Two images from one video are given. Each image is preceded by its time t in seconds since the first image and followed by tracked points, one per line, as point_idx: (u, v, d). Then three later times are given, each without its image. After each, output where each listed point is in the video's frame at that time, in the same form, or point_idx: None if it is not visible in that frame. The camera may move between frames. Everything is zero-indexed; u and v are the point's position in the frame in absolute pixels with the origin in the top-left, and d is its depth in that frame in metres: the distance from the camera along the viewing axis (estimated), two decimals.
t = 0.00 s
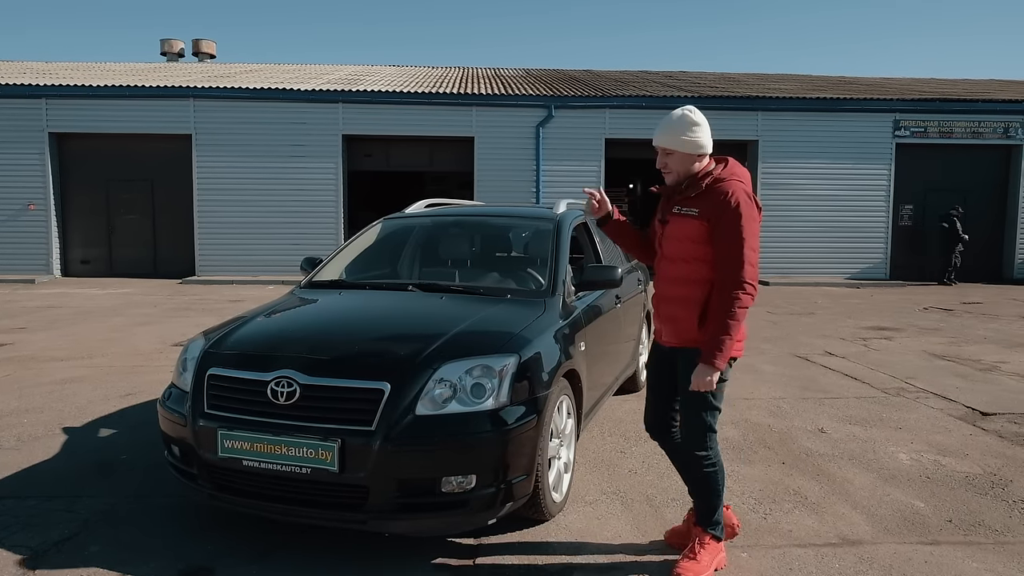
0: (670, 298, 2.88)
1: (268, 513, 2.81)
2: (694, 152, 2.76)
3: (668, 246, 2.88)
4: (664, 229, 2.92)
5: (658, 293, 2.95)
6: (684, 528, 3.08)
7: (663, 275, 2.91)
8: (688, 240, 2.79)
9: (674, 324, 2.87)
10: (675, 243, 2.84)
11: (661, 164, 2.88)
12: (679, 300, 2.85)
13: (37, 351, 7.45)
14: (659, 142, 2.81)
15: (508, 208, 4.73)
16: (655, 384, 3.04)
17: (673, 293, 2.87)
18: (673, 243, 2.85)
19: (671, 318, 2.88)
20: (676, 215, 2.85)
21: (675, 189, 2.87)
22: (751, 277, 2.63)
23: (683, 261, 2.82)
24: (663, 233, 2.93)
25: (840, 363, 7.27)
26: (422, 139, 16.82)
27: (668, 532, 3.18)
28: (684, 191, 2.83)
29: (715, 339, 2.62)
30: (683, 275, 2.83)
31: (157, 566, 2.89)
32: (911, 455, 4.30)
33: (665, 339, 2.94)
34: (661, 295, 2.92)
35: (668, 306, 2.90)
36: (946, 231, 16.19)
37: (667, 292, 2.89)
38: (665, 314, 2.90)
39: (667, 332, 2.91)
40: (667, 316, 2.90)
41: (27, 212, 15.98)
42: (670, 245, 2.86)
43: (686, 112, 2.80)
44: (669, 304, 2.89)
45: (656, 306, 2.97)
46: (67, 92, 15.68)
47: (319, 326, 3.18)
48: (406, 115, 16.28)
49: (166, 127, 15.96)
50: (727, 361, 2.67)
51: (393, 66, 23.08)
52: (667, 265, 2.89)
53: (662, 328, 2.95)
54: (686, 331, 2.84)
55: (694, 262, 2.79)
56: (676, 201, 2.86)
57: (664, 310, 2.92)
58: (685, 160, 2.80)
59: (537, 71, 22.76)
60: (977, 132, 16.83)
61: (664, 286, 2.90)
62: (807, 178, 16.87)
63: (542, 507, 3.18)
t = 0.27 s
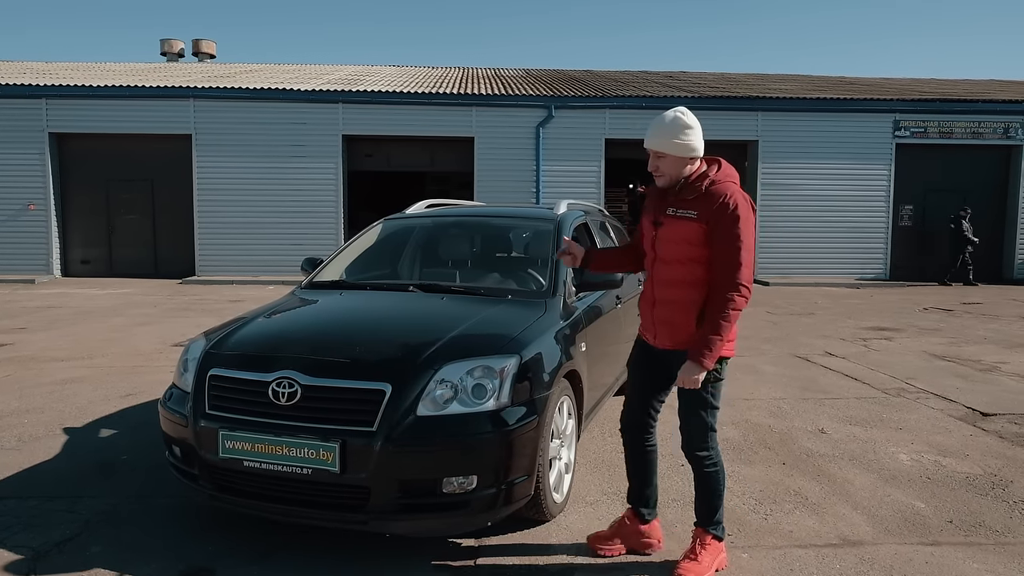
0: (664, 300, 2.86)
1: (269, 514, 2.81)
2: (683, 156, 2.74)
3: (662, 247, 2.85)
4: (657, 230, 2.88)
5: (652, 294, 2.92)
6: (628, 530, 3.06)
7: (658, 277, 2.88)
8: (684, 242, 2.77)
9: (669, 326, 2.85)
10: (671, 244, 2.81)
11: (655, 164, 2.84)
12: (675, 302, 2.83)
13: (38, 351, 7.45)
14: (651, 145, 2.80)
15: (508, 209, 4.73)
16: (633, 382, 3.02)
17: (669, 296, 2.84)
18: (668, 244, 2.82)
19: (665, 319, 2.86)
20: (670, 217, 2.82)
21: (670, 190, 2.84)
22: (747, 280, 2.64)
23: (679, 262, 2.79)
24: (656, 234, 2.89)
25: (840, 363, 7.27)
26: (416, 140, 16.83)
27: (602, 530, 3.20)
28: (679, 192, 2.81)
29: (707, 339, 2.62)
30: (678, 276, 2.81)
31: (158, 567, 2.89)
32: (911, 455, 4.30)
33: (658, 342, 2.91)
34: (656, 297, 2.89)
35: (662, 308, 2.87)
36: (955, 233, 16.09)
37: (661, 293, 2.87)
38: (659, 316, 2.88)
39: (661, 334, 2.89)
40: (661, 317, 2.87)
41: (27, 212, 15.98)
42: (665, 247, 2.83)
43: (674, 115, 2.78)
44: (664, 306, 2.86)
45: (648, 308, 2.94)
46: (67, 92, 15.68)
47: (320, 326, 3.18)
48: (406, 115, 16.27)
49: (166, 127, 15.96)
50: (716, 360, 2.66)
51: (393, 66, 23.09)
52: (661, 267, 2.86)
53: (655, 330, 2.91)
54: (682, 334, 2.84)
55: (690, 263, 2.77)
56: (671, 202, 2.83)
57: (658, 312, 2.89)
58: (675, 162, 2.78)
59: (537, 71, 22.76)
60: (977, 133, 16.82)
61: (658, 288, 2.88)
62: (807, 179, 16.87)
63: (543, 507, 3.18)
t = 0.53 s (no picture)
0: (651, 302, 2.80)
1: (272, 513, 2.81)
2: (656, 155, 2.71)
3: (647, 249, 2.80)
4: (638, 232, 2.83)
5: (635, 298, 2.85)
6: (596, 544, 2.93)
7: (643, 279, 2.82)
8: (669, 242, 2.74)
9: (657, 329, 2.78)
10: (656, 246, 2.77)
11: (633, 166, 2.80)
12: (663, 304, 2.77)
13: (39, 350, 7.45)
14: (624, 144, 2.76)
15: (509, 208, 4.73)
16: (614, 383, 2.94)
17: (656, 298, 2.79)
18: (654, 245, 2.77)
19: (653, 322, 2.79)
20: (652, 218, 2.78)
21: (649, 192, 2.81)
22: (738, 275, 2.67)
23: (665, 263, 2.76)
24: (637, 236, 2.84)
25: (842, 363, 7.26)
26: (421, 139, 16.82)
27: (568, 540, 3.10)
28: (660, 193, 2.78)
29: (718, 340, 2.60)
30: (666, 277, 2.77)
31: (161, 567, 2.88)
32: (913, 455, 4.30)
33: (644, 346, 2.83)
34: (642, 300, 2.82)
35: (650, 312, 2.80)
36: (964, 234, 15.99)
37: (647, 296, 2.81)
38: (647, 319, 2.81)
39: (649, 338, 2.81)
40: (648, 320, 2.80)
41: (28, 212, 15.98)
42: (650, 249, 2.79)
43: (648, 116, 2.75)
44: (652, 309, 2.80)
45: (632, 312, 2.86)
46: (67, 91, 15.68)
47: (322, 326, 3.18)
48: (406, 115, 16.27)
49: (167, 127, 15.96)
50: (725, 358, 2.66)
51: (394, 66, 23.09)
52: (647, 268, 2.81)
53: (641, 334, 2.83)
54: (674, 336, 2.77)
55: (677, 263, 2.74)
56: (651, 203, 2.80)
57: (643, 315, 2.83)
58: (649, 162, 2.75)
59: (537, 71, 22.76)
60: (978, 133, 16.81)
61: (645, 290, 2.82)
62: (807, 179, 16.87)
63: (546, 507, 3.17)
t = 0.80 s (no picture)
0: (630, 296, 2.77)
1: (275, 513, 2.80)
2: (631, 148, 2.69)
3: (623, 243, 2.76)
4: (613, 227, 2.78)
5: (612, 293, 2.81)
6: (599, 543, 2.91)
7: (620, 273, 2.78)
8: (647, 234, 2.71)
9: (638, 322, 2.76)
10: (634, 239, 2.73)
11: (606, 160, 2.74)
12: (643, 296, 2.75)
13: (40, 350, 7.44)
14: (596, 139, 2.70)
15: (511, 207, 4.72)
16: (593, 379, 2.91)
17: (634, 292, 2.76)
18: (631, 239, 2.74)
19: (633, 316, 2.76)
20: (628, 212, 2.75)
21: (623, 186, 2.77)
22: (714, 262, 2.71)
23: (644, 256, 2.73)
24: (612, 231, 2.79)
25: (844, 363, 7.25)
26: (427, 138, 16.78)
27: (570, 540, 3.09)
28: (633, 186, 2.75)
29: (699, 325, 2.65)
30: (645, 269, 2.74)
31: (161, 566, 2.87)
32: (916, 455, 4.29)
33: (624, 340, 2.79)
34: (620, 295, 2.78)
35: (629, 305, 2.77)
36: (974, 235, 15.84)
37: (626, 290, 2.77)
38: (626, 313, 2.77)
39: (630, 332, 2.78)
40: (628, 314, 2.77)
41: (28, 211, 15.96)
42: (627, 242, 2.75)
43: (615, 111, 2.72)
44: (632, 303, 2.76)
45: (609, 307, 2.82)
46: (68, 91, 15.68)
47: (324, 325, 3.16)
48: (407, 114, 16.26)
49: (167, 127, 15.96)
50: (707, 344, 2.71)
51: (394, 66, 23.08)
52: (625, 262, 2.76)
53: (620, 329, 2.80)
54: (655, 328, 2.75)
55: (655, 255, 2.72)
56: (626, 197, 2.76)
57: (622, 310, 2.79)
58: (622, 155, 2.72)
59: (537, 70, 22.76)
60: (979, 132, 16.81)
61: (623, 284, 2.78)
62: (808, 179, 16.86)
63: (548, 507, 3.17)
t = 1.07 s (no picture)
0: (618, 295, 2.74)
1: (278, 514, 2.80)
2: (625, 145, 2.72)
3: (611, 241, 2.75)
4: (600, 227, 2.78)
5: (600, 292, 2.78)
6: (601, 544, 2.90)
7: (608, 273, 2.76)
8: (634, 233, 2.72)
9: (626, 321, 2.73)
10: (620, 238, 2.73)
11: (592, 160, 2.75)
12: (631, 295, 2.73)
13: (43, 350, 7.44)
14: (593, 136, 2.68)
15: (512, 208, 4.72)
16: (581, 380, 2.87)
17: (622, 290, 2.74)
18: (617, 237, 2.73)
19: (621, 314, 2.74)
20: (614, 211, 2.76)
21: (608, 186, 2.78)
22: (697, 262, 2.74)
23: (631, 254, 2.73)
24: (598, 231, 2.79)
25: (845, 364, 7.24)
26: (421, 140, 16.83)
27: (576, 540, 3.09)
28: (619, 186, 2.77)
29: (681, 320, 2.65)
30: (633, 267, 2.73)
31: (164, 567, 2.87)
32: (919, 457, 4.28)
33: (614, 340, 2.76)
34: (609, 294, 2.76)
35: (617, 304, 2.74)
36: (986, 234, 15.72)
37: (614, 289, 2.75)
38: (615, 313, 2.75)
39: (619, 331, 2.75)
40: (616, 313, 2.75)
41: (30, 212, 15.98)
42: (614, 241, 2.74)
43: (605, 109, 2.73)
44: (620, 302, 2.74)
45: (597, 308, 2.79)
46: (70, 92, 15.70)
47: (327, 326, 3.16)
48: (408, 115, 16.27)
49: (169, 128, 15.97)
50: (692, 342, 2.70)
51: (395, 66, 23.09)
52: (612, 261, 2.75)
53: (609, 329, 2.77)
54: (643, 327, 2.73)
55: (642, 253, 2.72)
56: (612, 197, 2.77)
57: (610, 309, 2.76)
58: (615, 151, 2.73)
59: (538, 71, 22.76)
60: (982, 132, 16.76)
61: (611, 284, 2.75)
62: (810, 179, 16.84)
63: (550, 508, 3.17)
